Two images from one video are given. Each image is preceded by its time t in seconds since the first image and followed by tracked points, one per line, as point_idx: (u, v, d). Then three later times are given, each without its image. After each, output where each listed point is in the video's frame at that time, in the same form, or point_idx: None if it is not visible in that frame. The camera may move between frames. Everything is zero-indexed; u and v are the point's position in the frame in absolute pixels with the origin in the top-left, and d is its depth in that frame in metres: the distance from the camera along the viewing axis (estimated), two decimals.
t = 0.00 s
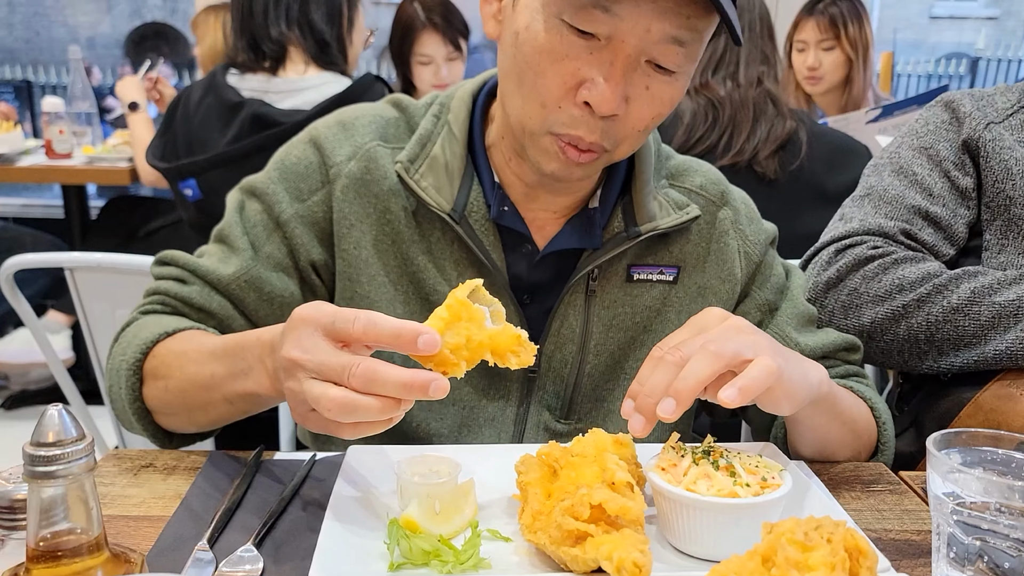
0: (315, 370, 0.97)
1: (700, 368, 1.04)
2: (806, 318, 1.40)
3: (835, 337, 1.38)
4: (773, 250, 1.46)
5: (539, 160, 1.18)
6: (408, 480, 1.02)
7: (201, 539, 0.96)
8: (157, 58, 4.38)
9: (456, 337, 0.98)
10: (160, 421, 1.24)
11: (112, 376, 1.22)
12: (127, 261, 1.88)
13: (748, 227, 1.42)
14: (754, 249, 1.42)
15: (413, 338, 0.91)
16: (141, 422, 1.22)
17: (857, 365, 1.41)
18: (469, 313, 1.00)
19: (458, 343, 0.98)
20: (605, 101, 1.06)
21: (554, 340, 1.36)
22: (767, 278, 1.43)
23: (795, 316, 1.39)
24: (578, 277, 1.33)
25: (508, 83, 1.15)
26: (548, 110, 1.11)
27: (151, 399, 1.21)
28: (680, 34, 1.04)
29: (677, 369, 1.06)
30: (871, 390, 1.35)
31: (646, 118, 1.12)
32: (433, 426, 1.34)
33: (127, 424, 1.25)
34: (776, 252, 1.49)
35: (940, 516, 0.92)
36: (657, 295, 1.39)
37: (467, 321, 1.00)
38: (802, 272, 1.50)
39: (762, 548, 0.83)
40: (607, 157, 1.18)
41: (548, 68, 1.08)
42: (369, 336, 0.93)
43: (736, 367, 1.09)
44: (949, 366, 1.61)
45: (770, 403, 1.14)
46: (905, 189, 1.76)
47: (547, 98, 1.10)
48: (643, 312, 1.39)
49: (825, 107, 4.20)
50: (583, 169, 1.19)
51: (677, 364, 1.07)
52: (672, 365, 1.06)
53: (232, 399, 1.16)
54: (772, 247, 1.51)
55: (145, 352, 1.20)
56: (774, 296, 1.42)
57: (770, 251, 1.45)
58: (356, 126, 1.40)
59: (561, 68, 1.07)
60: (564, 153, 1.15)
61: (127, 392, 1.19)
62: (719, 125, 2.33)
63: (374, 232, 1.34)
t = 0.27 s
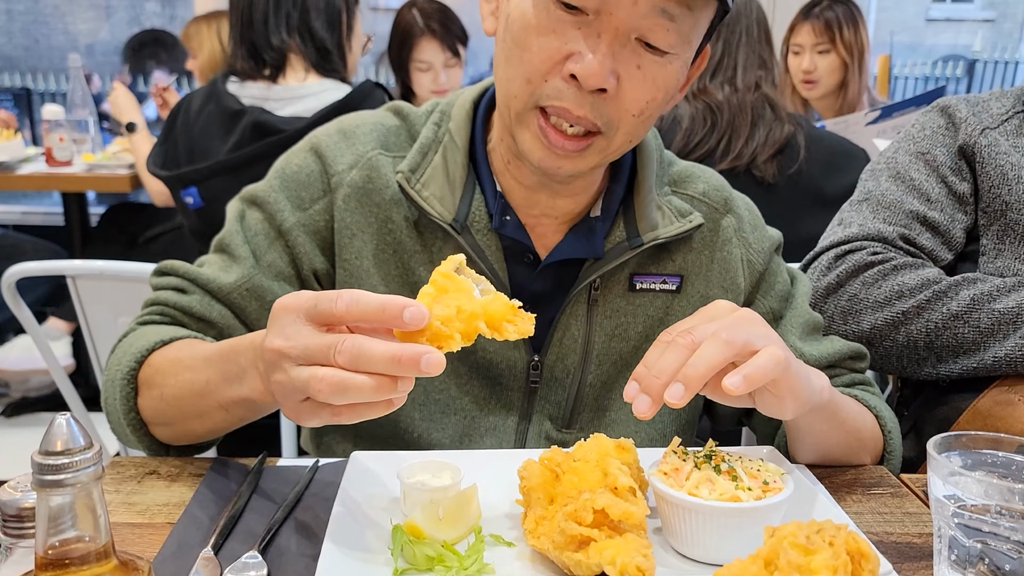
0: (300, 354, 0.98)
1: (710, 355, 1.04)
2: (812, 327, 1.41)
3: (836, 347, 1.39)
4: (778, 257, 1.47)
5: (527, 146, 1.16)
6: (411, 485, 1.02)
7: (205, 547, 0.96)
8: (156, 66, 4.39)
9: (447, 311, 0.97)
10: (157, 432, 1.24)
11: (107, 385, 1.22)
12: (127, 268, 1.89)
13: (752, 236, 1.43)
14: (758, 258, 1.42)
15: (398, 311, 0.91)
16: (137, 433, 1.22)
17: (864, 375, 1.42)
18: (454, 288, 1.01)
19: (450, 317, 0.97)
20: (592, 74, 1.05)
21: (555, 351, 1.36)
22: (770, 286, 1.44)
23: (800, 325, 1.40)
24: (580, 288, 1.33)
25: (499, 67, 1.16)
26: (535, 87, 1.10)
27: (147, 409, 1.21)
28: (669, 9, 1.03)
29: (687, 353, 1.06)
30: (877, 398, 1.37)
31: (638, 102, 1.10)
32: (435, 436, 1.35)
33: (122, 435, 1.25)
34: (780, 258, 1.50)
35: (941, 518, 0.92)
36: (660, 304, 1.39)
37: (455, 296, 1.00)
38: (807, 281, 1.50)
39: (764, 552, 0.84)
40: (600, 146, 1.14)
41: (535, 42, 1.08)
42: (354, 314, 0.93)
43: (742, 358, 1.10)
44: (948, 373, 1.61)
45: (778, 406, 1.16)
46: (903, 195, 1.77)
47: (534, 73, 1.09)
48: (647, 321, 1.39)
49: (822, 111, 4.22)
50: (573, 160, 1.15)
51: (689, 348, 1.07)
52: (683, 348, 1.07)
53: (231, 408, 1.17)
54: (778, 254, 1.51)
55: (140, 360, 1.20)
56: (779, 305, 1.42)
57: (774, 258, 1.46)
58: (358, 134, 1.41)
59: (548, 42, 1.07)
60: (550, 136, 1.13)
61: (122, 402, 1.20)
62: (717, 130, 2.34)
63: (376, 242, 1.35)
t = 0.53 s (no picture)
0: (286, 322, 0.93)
1: (721, 365, 1.04)
2: (826, 349, 1.42)
3: (850, 371, 1.40)
4: (793, 278, 1.47)
5: (548, 161, 1.12)
6: (413, 500, 1.02)
7: (207, 562, 0.96)
8: (155, 77, 4.40)
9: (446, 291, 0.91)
10: (142, 445, 1.23)
11: (92, 393, 1.21)
12: (126, 281, 1.89)
13: (767, 257, 1.43)
14: (772, 280, 1.43)
15: (390, 284, 0.85)
16: (122, 446, 1.21)
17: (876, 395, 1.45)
18: (456, 267, 0.94)
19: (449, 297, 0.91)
20: (614, 77, 1.03)
21: (564, 374, 1.35)
22: (785, 307, 1.44)
23: (816, 351, 1.40)
24: (590, 313, 1.32)
25: (511, 84, 1.14)
26: (553, 97, 1.07)
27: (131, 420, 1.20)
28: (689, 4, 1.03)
29: (698, 361, 1.06)
30: (892, 421, 1.38)
31: (660, 107, 1.08)
32: (440, 455, 1.34)
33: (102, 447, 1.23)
34: (795, 275, 1.50)
35: (945, 528, 0.92)
36: (671, 325, 1.39)
37: (457, 277, 0.94)
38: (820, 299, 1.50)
39: (770, 565, 0.83)
40: (623, 158, 1.11)
41: (550, 51, 1.06)
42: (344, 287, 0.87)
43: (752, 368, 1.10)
44: (947, 383, 1.61)
45: (785, 419, 1.17)
46: (898, 207, 1.77)
47: (551, 83, 1.07)
48: (657, 342, 1.39)
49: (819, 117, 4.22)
50: (598, 165, 1.10)
51: (699, 356, 1.07)
52: (694, 356, 1.06)
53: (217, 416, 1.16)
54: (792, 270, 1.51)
55: (125, 369, 1.20)
56: (793, 326, 1.43)
57: (790, 279, 1.46)
58: (363, 150, 1.41)
59: (567, 49, 1.05)
60: (577, 141, 1.08)
61: (104, 409, 1.19)
62: (716, 140, 2.34)
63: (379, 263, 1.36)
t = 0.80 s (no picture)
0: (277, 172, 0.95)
1: (716, 384, 1.04)
2: (841, 364, 1.42)
3: (864, 387, 1.41)
4: (807, 293, 1.47)
5: (563, 188, 1.11)
6: (418, 513, 1.02)
7: None
8: (155, 86, 4.42)
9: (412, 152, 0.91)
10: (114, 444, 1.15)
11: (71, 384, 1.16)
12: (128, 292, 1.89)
13: (780, 271, 1.43)
14: (786, 295, 1.43)
15: (357, 129, 0.91)
16: (90, 442, 1.13)
17: (891, 407, 1.46)
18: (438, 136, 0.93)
19: (409, 159, 0.91)
20: (628, 96, 1.03)
21: (574, 395, 1.34)
22: (799, 321, 1.44)
23: (831, 367, 1.40)
24: (602, 334, 1.32)
25: (518, 112, 1.14)
26: (566, 122, 1.07)
27: (104, 409, 1.14)
28: (702, 10, 1.03)
29: (694, 378, 1.06)
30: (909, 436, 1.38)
31: (675, 123, 1.08)
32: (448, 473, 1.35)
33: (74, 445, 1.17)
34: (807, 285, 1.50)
35: (953, 539, 0.92)
36: (684, 341, 1.39)
37: (431, 145, 0.92)
38: (834, 307, 1.50)
39: None
40: (638, 179, 1.11)
41: (561, 74, 1.06)
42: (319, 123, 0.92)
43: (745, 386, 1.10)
44: (949, 393, 1.61)
45: (783, 438, 1.17)
46: (898, 216, 1.77)
47: (562, 107, 1.07)
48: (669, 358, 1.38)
49: (819, 122, 4.23)
50: (614, 192, 1.10)
51: (695, 373, 1.06)
52: (690, 372, 1.07)
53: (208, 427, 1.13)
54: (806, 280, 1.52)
55: (104, 352, 1.14)
56: (807, 340, 1.43)
57: (803, 293, 1.46)
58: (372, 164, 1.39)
59: (578, 70, 1.05)
60: (591, 169, 1.08)
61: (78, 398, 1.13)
62: (717, 146, 2.34)
63: (388, 283, 1.34)
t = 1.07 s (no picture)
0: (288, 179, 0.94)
1: (720, 394, 1.04)
2: (845, 374, 1.42)
3: (869, 397, 1.41)
4: (809, 303, 1.47)
5: (560, 212, 1.11)
6: (421, 522, 1.02)
7: None
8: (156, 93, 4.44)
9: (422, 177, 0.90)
10: (110, 467, 1.13)
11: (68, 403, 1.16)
12: (127, 300, 1.89)
13: (782, 281, 1.44)
14: (789, 305, 1.43)
15: (378, 143, 0.91)
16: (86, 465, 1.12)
17: (895, 414, 1.46)
18: (455, 167, 0.91)
19: (416, 186, 0.90)
20: (627, 116, 1.03)
21: (577, 409, 1.34)
22: (802, 332, 1.44)
23: (833, 377, 1.40)
24: (603, 348, 1.32)
25: (515, 133, 1.14)
26: (563, 144, 1.07)
27: (99, 431, 1.13)
28: (701, 29, 1.03)
29: (698, 388, 1.06)
30: (911, 443, 1.38)
31: (675, 141, 1.08)
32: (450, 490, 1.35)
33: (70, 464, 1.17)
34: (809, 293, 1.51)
35: (958, 549, 0.92)
36: (686, 353, 1.39)
37: (443, 173, 0.91)
38: (836, 315, 1.51)
39: None
40: (639, 200, 1.11)
41: (558, 95, 1.06)
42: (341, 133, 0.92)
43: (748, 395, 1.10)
44: (961, 401, 1.60)
45: (786, 447, 1.17)
46: (905, 221, 1.76)
47: (560, 131, 1.07)
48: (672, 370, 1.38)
49: (818, 127, 4.23)
50: (611, 218, 1.10)
51: (697, 383, 1.07)
52: (694, 382, 1.06)
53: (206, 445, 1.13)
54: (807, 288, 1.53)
55: (99, 374, 1.14)
56: (810, 350, 1.43)
57: (806, 303, 1.46)
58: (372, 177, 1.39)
59: (576, 91, 1.05)
60: (586, 195, 1.09)
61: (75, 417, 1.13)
62: (717, 153, 2.34)
63: (388, 301, 1.34)
